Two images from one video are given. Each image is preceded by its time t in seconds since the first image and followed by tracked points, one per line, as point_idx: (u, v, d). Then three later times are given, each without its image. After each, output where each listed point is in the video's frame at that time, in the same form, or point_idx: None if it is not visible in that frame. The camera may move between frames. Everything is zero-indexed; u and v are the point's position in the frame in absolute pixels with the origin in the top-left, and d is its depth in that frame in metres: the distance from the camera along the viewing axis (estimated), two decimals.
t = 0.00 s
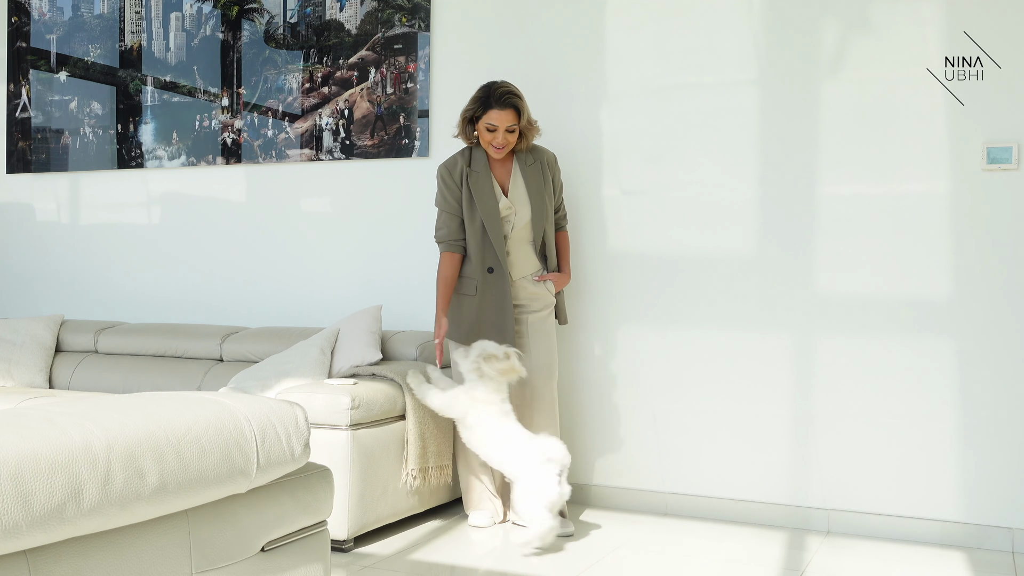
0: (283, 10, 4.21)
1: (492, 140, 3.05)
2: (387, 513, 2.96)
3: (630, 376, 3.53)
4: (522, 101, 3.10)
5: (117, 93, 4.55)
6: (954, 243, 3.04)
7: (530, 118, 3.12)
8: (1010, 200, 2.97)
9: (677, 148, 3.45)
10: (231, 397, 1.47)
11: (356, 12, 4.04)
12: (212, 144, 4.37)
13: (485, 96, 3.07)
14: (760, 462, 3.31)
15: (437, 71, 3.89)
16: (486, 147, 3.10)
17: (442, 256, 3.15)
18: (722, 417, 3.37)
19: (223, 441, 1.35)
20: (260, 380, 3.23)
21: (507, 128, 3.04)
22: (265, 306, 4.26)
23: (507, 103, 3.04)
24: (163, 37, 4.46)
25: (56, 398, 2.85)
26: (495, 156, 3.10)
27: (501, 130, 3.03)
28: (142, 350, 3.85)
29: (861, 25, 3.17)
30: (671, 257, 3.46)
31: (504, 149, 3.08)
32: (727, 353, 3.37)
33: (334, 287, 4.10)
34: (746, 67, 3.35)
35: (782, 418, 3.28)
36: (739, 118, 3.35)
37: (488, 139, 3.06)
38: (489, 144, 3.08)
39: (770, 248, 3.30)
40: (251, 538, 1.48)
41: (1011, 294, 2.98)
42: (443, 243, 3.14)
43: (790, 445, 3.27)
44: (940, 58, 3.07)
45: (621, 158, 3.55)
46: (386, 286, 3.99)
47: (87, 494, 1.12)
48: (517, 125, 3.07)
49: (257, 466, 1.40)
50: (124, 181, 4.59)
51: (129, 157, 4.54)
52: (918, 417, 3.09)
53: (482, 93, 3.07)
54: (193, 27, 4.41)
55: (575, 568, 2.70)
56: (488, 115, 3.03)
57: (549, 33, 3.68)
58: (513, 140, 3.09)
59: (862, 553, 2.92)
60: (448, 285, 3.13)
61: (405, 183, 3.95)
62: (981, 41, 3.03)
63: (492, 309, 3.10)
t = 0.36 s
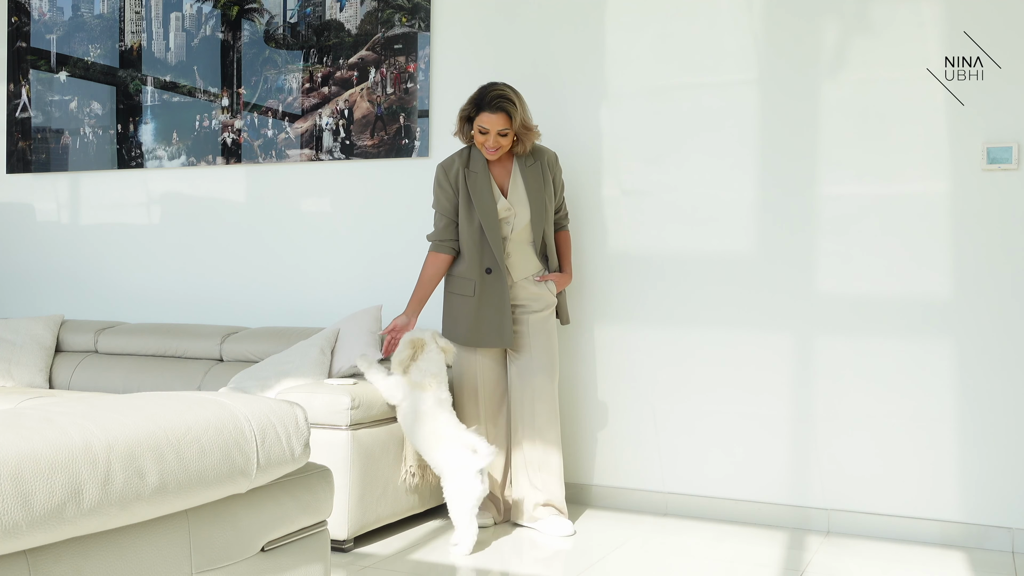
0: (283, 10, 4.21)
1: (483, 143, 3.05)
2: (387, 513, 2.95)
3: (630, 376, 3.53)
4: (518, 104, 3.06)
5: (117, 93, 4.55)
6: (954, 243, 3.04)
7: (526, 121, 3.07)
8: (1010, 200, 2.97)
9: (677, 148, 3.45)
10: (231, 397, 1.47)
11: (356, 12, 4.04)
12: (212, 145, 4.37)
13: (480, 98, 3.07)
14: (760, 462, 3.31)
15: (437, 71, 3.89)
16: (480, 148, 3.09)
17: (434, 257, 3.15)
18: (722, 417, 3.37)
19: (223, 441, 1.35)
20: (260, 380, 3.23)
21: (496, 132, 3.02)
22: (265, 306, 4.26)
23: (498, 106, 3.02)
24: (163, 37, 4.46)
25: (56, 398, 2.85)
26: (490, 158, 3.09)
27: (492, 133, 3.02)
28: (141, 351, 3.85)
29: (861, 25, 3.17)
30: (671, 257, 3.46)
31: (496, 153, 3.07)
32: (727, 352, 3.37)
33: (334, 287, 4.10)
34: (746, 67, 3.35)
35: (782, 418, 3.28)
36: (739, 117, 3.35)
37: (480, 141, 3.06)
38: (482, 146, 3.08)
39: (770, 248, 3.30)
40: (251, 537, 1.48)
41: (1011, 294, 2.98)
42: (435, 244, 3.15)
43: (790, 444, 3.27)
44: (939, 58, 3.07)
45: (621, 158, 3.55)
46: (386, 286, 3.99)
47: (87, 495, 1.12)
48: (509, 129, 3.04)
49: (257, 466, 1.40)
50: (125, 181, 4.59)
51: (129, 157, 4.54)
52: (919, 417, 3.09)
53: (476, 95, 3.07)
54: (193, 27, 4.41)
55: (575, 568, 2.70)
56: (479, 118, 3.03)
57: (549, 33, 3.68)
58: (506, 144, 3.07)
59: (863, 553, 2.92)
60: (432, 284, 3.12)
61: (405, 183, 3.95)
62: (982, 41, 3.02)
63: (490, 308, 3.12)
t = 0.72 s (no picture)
0: (283, 10, 4.21)
1: (479, 142, 3.05)
2: (387, 513, 2.95)
3: (630, 376, 3.53)
4: (515, 104, 3.06)
5: (117, 93, 4.55)
6: (953, 243, 3.04)
7: (522, 121, 3.07)
8: (1010, 200, 2.97)
9: (677, 148, 3.45)
10: (231, 397, 1.48)
11: (356, 12, 4.04)
12: (212, 144, 4.37)
13: (476, 97, 3.07)
14: (760, 462, 3.31)
15: (437, 71, 3.89)
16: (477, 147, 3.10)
17: (429, 255, 3.16)
18: (722, 417, 3.37)
19: (224, 440, 1.35)
20: (260, 380, 3.23)
21: (492, 132, 3.02)
22: (265, 306, 4.26)
23: (494, 106, 3.02)
24: (163, 37, 4.46)
25: (56, 398, 2.85)
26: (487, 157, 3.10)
27: (488, 132, 3.03)
28: (141, 351, 3.85)
29: (861, 25, 3.17)
30: (671, 257, 3.46)
31: (493, 152, 3.07)
32: (727, 352, 3.37)
33: (334, 288, 4.10)
34: (746, 67, 3.35)
35: (782, 418, 3.28)
36: (739, 118, 3.35)
37: (476, 141, 3.07)
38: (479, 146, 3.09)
39: (770, 248, 3.30)
40: (251, 538, 1.48)
41: (1010, 293, 2.98)
42: (432, 242, 3.17)
43: (790, 444, 3.27)
44: (939, 58, 3.07)
45: (621, 158, 3.55)
46: (386, 287, 3.99)
47: (87, 494, 1.12)
48: (505, 129, 3.04)
49: (257, 466, 1.40)
50: (125, 181, 4.59)
51: (129, 157, 4.54)
52: (919, 417, 3.09)
53: (473, 94, 3.08)
54: (193, 27, 4.41)
55: (574, 569, 2.70)
56: (475, 118, 3.03)
57: (549, 33, 3.68)
58: (502, 143, 3.07)
59: (862, 553, 2.92)
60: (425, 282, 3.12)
61: (405, 183, 3.95)
62: (982, 41, 3.03)
63: (484, 308, 3.12)
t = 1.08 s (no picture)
0: (283, 10, 4.21)
1: (485, 140, 3.06)
2: (387, 513, 2.95)
3: (630, 376, 3.53)
4: (520, 103, 3.06)
5: (117, 93, 4.55)
6: (953, 243, 3.05)
7: (527, 119, 3.07)
8: (1010, 200, 2.97)
9: (677, 148, 3.46)
10: (231, 397, 1.47)
11: (356, 12, 4.04)
12: (212, 144, 4.37)
13: (482, 97, 3.09)
14: (760, 462, 3.31)
15: (437, 71, 3.89)
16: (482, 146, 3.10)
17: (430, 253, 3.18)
18: (722, 417, 3.37)
19: (223, 441, 1.35)
20: (260, 380, 3.23)
21: (497, 130, 3.03)
22: (265, 307, 4.26)
23: (499, 104, 3.03)
24: (163, 37, 4.46)
25: (56, 398, 2.85)
26: (492, 157, 3.11)
27: (494, 130, 3.03)
28: (142, 351, 3.85)
29: (861, 25, 3.17)
30: (671, 257, 3.46)
31: (497, 151, 3.08)
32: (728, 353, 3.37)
33: (334, 288, 4.11)
34: (746, 67, 3.35)
35: (782, 418, 3.28)
36: (739, 118, 3.35)
37: (481, 139, 3.08)
38: (484, 144, 3.09)
39: (770, 248, 3.30)
40: (251, 538, 1.48)
41: (1010, 293, 2.98)
42: (431, 241, 3.19)
43: (790, 444, 3.27)
44: (939, 58, 3.07)
45: (621, 158, 3.55)
46: (386, 287, 3.99)
47: (87, 494, 1.12)
48: (511, 127, 3.05)
49: (257, 467, 1.40)
50: (124, 181, 4.59)
51: (129, 157, 4.54)
52: (919, 417, 3.09)
53: (478, 93, 3.09)
54: (193, 27, 4.41)
55: (574, 569, 2.69)
56: (481, 116, 3.04)
57: (549, 33, 3.68)
58: (507, 142, 3.07)
59: (862, 553, 2.92)
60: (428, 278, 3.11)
61: (405, 183, 3.95)
62: (982, 41, 3.03)
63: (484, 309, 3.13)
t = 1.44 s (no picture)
0: (283, 10, 4.21)
1: (488, 139, 3.04)
2: (387, 513, 2.95)
3: (630, 376, 3.53)
4: (524, 101, 3.06)
5: (117, 93, 4.55)
6: (953, 243, 3.05)
7: (531, 118, 3.07)
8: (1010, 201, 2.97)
9: (677, 148, 3.45)
10: (231, 397, 1.47)
11: (356, 12, 4.04)
12: (212, 144, 4.37)
13: (485, 95, 3.08)
14: (760, 462, 3.32)
15: (436, 72, 3.89)
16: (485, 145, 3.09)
17: (452, 250, 3.09)
18: (722, 416, 3.37)
19: (224, 441, 1.35)
20: (260, 380, 3.23)
21: (501, 129, 3.03)
22: (265, 306, 4.26)
23: (504, 102, 3.03)
24: (163, 37, 4.46)
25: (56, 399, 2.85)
26: (495, 156, 3.09)
27: (497, 129, 3.02)
28: (142, 351, 3.85)
29: (861, 25, 3.17)
30: (671, 257, 3.46)
31: (500, 150, 3.06)
32: (727, 352, 3.37)
33: (334, 288, 4.10)
34: (746, 67, 3.35)
35: (782, 418, 3.28)
36: (739, 118, 3.35)
37: (485, 138, 3.06)
38: (487, 143, 3.08)
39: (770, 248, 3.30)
40: (251, 538, 1.48)
41: (1010, 293, 2.98)
42: (452, 238, 3.09)
43: (789, 444, 3.27)
44: (939, 58, 3.07)
45: (621, 158, 3.55)
46: (386, 287, 3.99)
47: (87, 494, 1.12)
48: (514, 125, 3.04)
49: (257, 467, 1.40)
50: (124, 181, 4.59)
51: (128, 157, 4.54)
52: (919, 417, 3.09)
53: (482, 91, 3.08)
54: (193, 27, 4.41)
55: (574, 569, 2.69)
56: (485, 114, 3.03)
57: (549, 33, 3.68)
58: (510, 141, 3.06)
59: (862, 553, 2.92)
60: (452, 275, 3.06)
61: (405, 183, 3.95)
62: (982, 41, 3.03)
63: (492, 309, 3.11)
